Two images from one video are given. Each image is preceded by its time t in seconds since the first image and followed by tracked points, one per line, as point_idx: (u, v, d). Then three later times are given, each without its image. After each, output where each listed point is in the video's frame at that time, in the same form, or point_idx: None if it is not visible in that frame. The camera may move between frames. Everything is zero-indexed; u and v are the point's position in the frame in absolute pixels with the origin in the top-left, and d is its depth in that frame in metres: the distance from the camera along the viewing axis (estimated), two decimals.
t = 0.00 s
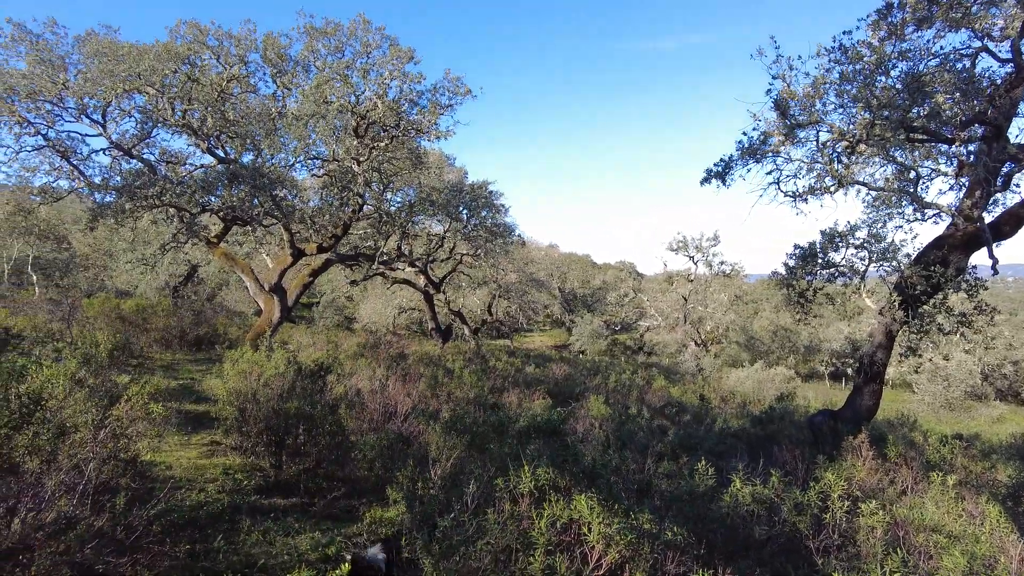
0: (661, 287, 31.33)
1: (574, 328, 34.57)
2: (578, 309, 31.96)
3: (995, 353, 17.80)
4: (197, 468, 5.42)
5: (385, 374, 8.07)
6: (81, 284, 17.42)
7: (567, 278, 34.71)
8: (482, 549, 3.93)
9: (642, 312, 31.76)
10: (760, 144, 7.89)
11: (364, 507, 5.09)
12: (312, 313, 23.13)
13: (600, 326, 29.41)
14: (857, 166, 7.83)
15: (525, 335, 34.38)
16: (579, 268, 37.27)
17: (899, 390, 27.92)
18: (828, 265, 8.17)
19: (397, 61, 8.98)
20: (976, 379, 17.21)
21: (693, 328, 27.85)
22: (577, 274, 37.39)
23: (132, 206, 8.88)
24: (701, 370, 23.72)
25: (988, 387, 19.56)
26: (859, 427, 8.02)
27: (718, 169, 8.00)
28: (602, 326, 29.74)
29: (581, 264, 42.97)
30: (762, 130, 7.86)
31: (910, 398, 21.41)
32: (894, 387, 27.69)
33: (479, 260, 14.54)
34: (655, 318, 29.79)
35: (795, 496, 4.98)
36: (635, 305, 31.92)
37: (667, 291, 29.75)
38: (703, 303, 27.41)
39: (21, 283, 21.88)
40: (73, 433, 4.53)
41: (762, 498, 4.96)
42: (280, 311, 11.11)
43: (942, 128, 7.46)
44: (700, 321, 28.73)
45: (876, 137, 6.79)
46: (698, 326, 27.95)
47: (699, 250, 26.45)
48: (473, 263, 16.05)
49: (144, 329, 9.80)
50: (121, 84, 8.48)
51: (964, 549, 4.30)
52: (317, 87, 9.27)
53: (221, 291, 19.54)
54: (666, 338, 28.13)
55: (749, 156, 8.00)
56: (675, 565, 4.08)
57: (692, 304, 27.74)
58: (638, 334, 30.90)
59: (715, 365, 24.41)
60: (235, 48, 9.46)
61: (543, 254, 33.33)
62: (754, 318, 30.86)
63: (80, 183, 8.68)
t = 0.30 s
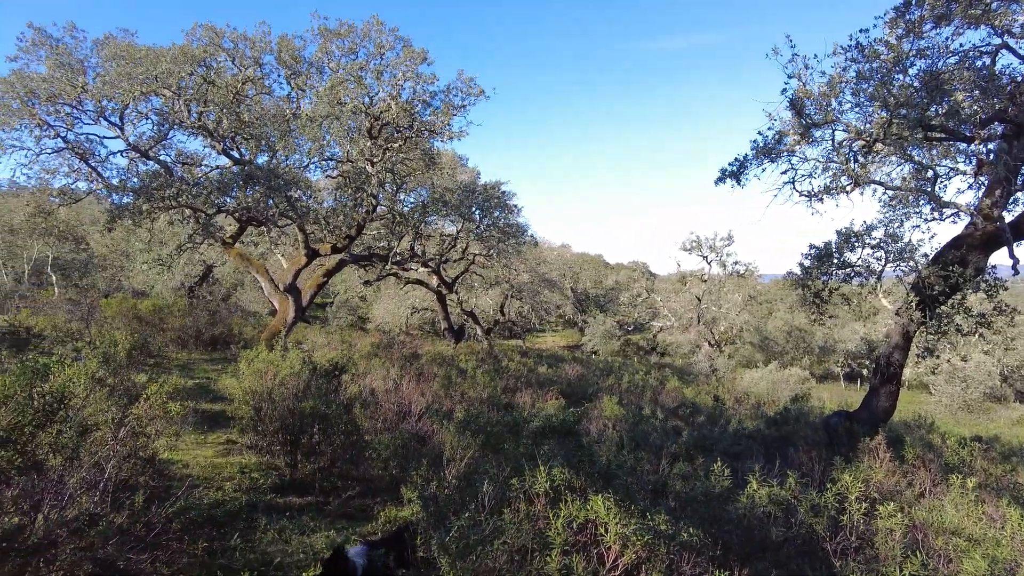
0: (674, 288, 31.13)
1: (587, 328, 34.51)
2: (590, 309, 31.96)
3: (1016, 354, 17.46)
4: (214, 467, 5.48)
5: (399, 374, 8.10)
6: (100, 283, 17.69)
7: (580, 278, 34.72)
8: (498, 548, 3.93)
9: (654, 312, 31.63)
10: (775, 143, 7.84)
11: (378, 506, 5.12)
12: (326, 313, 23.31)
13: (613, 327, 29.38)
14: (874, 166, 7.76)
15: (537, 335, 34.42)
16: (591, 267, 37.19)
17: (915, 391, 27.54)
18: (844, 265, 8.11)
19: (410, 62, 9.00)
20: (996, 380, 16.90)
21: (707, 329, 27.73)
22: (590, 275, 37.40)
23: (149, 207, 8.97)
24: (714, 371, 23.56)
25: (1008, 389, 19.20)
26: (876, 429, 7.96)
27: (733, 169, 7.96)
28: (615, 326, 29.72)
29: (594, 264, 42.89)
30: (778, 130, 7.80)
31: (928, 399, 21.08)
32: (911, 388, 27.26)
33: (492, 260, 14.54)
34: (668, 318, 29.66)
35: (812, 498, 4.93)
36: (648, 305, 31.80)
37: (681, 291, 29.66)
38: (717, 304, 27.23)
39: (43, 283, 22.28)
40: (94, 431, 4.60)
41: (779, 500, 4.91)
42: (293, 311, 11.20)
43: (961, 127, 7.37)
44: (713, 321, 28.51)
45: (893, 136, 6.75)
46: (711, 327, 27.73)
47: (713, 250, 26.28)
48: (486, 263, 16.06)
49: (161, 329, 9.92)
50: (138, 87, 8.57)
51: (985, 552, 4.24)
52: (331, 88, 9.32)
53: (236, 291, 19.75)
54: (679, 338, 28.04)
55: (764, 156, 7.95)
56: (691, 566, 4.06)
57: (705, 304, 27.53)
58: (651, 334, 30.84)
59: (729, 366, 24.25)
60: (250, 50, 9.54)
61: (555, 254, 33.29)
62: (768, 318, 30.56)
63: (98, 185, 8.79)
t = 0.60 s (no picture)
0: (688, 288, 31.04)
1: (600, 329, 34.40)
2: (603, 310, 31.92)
3: None
4: (231, 466, 5.55)
5: (413, 374, 8.13)
6: (119, 283, 17.96)
7: (593, 279, 34.70)
8: (513, 547, 3.94)
9: (669, 313, 31.46)
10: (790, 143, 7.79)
11: (393, 506, 5.16)
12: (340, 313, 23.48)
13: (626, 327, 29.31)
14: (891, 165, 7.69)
15: (550, 336, 34.44)
16: (605, 268, 37.08)
17: (933, 394, 27.08)
18: (860, 266, 8.04)
19: (424, 63, 9.03)
20: (1017, 383, 16.57)
21: (721, 330, 27.57)
22: (603, 275, 37.34)
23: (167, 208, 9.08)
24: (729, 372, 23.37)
25: None
26: (893, 431, 7.88)
27: (748, 169, 7.91)
28: (628, 327, 29.63)
29: (607, 263, 42.79)
30: (793, 129, 7.76)
31: (947, 401, 20.72)
32: (930, 390, 26.80)
33: (505, 260, 14.51)
34: (683, 319, 29.58)
35: (828, 500, 4.88)
36: (662, 306, 31.63)
37: (694, 292, 29.50)
38: (731, 304, 27.03)
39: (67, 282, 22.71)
40: (114, 430, 4.67)
41: (794, 503, 4.85)
42: (309, 311, 11.29)
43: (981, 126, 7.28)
44: (728, 321, 28.44)
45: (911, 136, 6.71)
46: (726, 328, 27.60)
47: (728, 249, 26.08)
48: (499, 264, 16.03)
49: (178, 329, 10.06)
50: (156, 90, 8.68)
51: (1005, 558, 4.16)
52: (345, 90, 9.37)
53: (252, 292, 19.97)
54: (693, 339, 27.90)
55: (779, 156, 7.91)
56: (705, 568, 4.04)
57: (720, 305, 27.47)
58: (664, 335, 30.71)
59: (744, 367, 24.04)
60: (265, 52, 9.63)
61: (569, 254, 33.22)
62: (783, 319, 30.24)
63: (116, 187, 8.91)
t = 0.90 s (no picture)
0: (702, 289, 30.87)
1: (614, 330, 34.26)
2: (616, 311, 31.88)
3: None
4: (246, 465, 5.60)
5: (427, 375, 8.16)
6: (138, 284, 18.23)
7: (606, 279, 34.67)
8: (528, 548, 3.93)
9: (682, 314, 31.26)
10: (805, 143, 7.77)
11: (406, 506, 5.18)
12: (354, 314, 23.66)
13: (640, 329, 29.20)
14: (908, 165, 7.67)
15: (563, 337, 34.46)
16: (619, 268, 36.91)
17: (952, 396, 26.63)
18: (876, 266, 7.98)
19: (437, 65, 9.07)
20: None
21: (735, 331, 27.43)
22: (616, 276, 37.29)
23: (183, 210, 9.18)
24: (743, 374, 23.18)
25: None
26: (910, 434, 7.82)
27: (763, 169, 7.91)
28: (642, 328, 29.53)
29: (620, 264, 42.67)
30: (808, 129, 7.73)
31: (965, 404, 20.38)
32: (948, 393, 26.39)
33: (518, 262, 14.50)
34: (697, 320, 29.49)
35: (843, 503, 4.82)
36: (676, 307, 31.44)
37: (709, 293, 29.35)
38: (746, 306, 27.00)
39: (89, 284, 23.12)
40: (132, 429, 4.73)
41: (809, 505, 4.78)
42: (323, 312, 11.37)
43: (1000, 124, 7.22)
44: (743, 323, 28.30)
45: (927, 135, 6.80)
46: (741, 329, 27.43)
47: (742, 250, 25.87)
48: (512, 265, 16.01)
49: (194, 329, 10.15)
50: (173, 93, 8.76)
51: None
52: (360, 93, 9.43)
53: (266, 293, 20.17)
54: (707, 340, 27.78)
55: (794, 156, 7.89)
56: (720, 571, 4.01)
57: (735, 306, 27.34)
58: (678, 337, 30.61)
59: (758, 368, 23.83)
60: (280, 55, 9.71)
61: (582, 255, 33.15)
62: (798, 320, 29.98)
63: (134, 189, 9.03)
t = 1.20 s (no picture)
0: (716, 289, 30.74)
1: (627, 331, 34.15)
2: (629, 312, 31.87)
3: None
4: (260, 464, 5.65)
5: (440, 375, 8.18)
6: (155, 285, 18.48)
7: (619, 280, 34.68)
8: (541, 548, 3.92)
9: (696, 315, 31.08)
10: (820, 143, 7.74)
11: (419, 506, 5.20)
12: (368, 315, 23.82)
13: (653, 330, 29.09)
14: (924, 165, 7.60)
15: (576, 338, 34.50)
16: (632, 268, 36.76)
17: (971, 399, 26.18)
18: (892, 267, 7.91)
19: (450, 67, 9.09)
20: None
21: (750, 332, 27.38)
22: (629, 277, 37.25)
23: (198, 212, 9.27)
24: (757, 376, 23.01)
25: None
26: (927, 436, 7.73)
27: (777, 169, 7.88)
28: (655, 329, 29.44)
29: (633, 265, 42.56)
30: (823, 129, 7.70)
31: (984, 407, 20.04)
32: (966, 395, 25.96)
33: (530, 263, 14.49)
34: (711, 321, 29.44)
35: (859, 505, 4.74)
36: (689, 307, 31.26)
37: (723, 294, 29.17)
38: (760, 307, 27.28)
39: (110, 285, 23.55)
40: (149, 428, 4.80)
41: (824, 507, 4.68)
42: (337, 313, 11.43)
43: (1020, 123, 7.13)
44: (757, 324, 28.17)
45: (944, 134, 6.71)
46: (755, 331, 27.69)
47: (756, 250, 25.71)
48: (525, 265, 16.01)
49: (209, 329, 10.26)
50: (189, 96, 8.85)
51: None
52: (373, 95, 9.48)
53: (281, 294, 20.37)
54: (720, 341, 27.63)
55: (808, 156, 7.86)
56: (734, 573, 3.98)
57: (749, 307, 27.51)
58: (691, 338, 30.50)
59: (773, 369, 23.62)
60: (294, 57, 9.79)
61: (594, 256, 33.10)
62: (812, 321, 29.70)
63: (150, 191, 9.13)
